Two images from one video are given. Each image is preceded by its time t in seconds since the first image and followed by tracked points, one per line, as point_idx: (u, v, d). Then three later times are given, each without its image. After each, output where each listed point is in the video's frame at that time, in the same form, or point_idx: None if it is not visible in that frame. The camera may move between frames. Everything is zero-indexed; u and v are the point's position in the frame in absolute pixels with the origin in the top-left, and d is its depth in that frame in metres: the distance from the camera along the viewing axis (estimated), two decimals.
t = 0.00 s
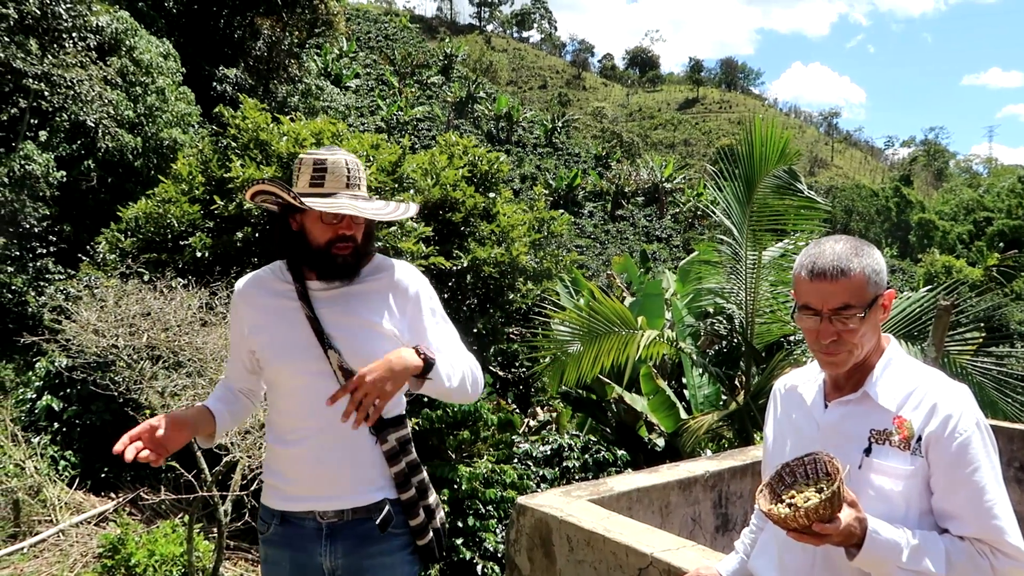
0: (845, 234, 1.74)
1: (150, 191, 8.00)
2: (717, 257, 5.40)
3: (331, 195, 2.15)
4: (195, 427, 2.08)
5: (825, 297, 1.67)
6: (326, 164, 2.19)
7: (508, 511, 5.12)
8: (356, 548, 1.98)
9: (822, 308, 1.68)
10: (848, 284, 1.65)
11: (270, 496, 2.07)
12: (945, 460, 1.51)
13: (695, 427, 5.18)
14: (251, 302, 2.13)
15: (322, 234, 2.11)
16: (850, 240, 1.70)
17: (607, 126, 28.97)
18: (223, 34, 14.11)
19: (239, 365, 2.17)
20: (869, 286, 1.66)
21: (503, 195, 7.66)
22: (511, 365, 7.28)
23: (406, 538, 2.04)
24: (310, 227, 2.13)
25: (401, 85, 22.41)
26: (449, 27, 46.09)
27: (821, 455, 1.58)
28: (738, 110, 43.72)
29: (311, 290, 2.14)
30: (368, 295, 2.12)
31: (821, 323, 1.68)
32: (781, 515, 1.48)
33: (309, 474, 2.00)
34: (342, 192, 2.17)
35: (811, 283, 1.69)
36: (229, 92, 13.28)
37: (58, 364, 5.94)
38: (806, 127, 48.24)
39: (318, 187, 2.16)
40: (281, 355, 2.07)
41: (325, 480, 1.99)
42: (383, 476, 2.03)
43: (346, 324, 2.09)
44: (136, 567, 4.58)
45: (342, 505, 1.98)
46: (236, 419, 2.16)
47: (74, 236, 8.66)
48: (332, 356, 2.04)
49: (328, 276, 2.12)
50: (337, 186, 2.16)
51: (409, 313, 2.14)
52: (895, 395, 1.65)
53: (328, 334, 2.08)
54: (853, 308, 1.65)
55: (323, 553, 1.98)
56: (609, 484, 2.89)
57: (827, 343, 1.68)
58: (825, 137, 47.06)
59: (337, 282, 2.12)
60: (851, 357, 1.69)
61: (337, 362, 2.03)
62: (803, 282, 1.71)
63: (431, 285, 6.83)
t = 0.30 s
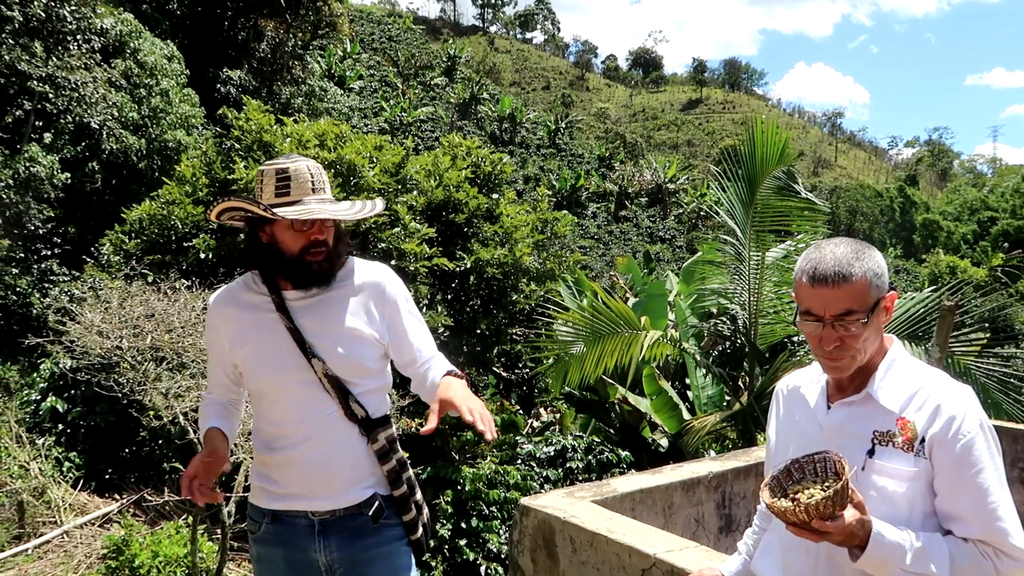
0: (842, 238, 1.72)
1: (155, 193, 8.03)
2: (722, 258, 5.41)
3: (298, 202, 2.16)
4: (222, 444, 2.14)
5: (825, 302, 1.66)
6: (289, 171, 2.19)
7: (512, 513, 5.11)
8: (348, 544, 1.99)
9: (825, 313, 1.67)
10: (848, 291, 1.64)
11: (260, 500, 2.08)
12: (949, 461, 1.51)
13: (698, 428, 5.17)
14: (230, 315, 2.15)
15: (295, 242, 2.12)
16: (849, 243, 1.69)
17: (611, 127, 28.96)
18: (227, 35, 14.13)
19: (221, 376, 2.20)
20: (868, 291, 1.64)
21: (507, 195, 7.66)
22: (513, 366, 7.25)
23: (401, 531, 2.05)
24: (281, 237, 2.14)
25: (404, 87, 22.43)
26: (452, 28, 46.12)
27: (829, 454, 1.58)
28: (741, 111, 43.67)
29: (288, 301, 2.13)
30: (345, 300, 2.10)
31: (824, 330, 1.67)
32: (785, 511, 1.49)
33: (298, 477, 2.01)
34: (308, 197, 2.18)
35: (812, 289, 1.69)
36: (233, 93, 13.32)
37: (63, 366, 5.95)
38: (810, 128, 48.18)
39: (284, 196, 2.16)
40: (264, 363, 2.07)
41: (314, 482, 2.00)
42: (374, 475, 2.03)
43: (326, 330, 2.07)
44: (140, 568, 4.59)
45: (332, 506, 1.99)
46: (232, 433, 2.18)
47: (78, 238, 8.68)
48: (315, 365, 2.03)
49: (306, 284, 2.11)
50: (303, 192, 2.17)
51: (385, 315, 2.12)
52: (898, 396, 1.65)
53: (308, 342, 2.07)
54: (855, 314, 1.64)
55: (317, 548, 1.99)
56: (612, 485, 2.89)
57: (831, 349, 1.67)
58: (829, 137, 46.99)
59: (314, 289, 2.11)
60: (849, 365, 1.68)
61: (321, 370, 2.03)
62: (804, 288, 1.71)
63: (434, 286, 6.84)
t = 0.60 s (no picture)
0: (842, 240, 1.71)
1: (157, 194, 8.03)
2: (722, 258, 5.42)
3: (297, 206, 2.16)
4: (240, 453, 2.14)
5: (824, 306, 1.66)
6: (286, 176, 2.20)
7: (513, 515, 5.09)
8: (356, 552, 1.98)
9: (824, 317, 1.66)
10: (848, 295, 1.64)
11: (268, 504, 2.08)
12: (950, 462, 1.50)
13: (700, 429, 5.17)
14: (238, 321, 2.16)
15: (296, 245, 2.12)
16: (848, 245, 1.69)
17: (612, 128, 28.97)
18: (229, 37, 14.14)
19: (230, 381, 2.21)
20: (869, 293, 1.64)
21: (509, 197, 7.67)
22: (515, 369, 7.08)
23: (408, 540, 2.05)
24: (283, 242, 2.14)
25: (406, 89, 22.47)
26: (455, 31, 46.17)
27: (839, 458, 1.57)
28: (743, 112, 43.68)
29: (296, 303, 2.13)
30: (352, 301, 2.11)
31: (824, 334, 1.66)
32: (786, 508, 1.50)
33: (306, 481, 2.01)
34: (307, 201, 2.19)
35: (811, 293, 1.68)
36: (236, 95, 13.34)
37: (65, 368, 5.95)
38: (812, 129, 48.16)
39: (283, 202, 2.17)
40: (272, 368, 2.07)
41: (324, 487, 1.99)
42: (383, 479, 2.03)
43: (334, 333, 2.07)
44: (141, 569, 4.59)
45: (340, 511, 1.98)
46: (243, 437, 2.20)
47: (81, 240, 8.69)
48: (325, 367, 2.03)
49: (313, 286, 2.11)
50: (301, 197, 2.17)
51: (394, 315, 2.13)
52: (899, 397, 1.64)
53: (317, 344, 2.06)
54: (855, 317, 1.64)
55: (324, 556, 1.98)
56: (613, 487, 2.89)
57: (831, 353, 1.66)
58: (831, 138, 46.96)
59: (321, 290, 2.12)
60: (852, 369, 1.68)
61: (331, 372, 2.03)
62: (803, 292, 1.70)
63: (436, 287, 6.84)
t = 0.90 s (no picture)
0: (840, 245, 1.71)
1: (159, 195, 8.04)
2: (723, 260, 5.36)
3: (336, 197, 2.14)
4: (267, 447, 2.13)
5: (826, 313, 1.65)
6: (328, 168, 2.18)
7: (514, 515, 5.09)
8: (374, 560, 1.96)
9: (826, 324, 1.65)
10: (850, 301, 1.63)
11: (287, 507, 2.06)
12: (954, 465, 1.49)
13: (701, 430, 5.16)
14: (264, 315, 2.15)
15: (331, 238, 2.12)
16: (846, 250, 1.68)
17: (614, 129, 28.96)
18: (230, 38, 14.16)
19: (256, 376, 2.19)
20: (870, 298, 1.63)
21: (510, 198, 7.67)
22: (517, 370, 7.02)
23: (427, 548, 2.01)
24: (319, 233, 2.13)
25: (408, 89, 22.48)
26: (456, 31, 46.20)
27: (854, 473, 1.56)
28: (745, 113, 43.69)
29: (325, 299, 2.13)
30: (381, 302, 2.10)
31: (826, 340, 1.65)
32: (788, 513, 1.51)
33: (325, 484, 1.99)
34: (346, 193, 2.16)
35: (810, 299, 1.67)
36: (237, 96, 13.35)
37: (65, 369, 5.96)
38: (813, 130, 48.14)
39: (322, 191, 2.16)
40: (297, 365, 2.06)
41: (343, 491, 1.97)
42: (403, 485, 2.01)
43: (362, 332, 2.06)
44: (142, 570, 4.59)
45: (358, 516, 1.96)
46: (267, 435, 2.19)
47: (82, 241, 8.70)
48: (348, 366, 2.03)
49: (345, 282, 2.10)
50: (341, 187, 2.16)
51: (424, 320, 2.12)
52: (902, 398, 1.63)
53: (342, 343, 2.06)
54: (858, 322, 1.63)
55: (340, 563, 1.97)
56: (614, 488, 2.88)
57: (835, 359, 1.65)
58: (833, 139, 46.93)
59: (351, 288, 2.12)
60: (858, 374, 1.67)
61: (354, 373, 2.02)
62: (803, 298, 1.69)
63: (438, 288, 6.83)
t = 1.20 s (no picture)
0: (838, 246, 1.70)
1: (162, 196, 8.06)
2: (725, 260, 5.32)
3: (378, 195, 2.12)
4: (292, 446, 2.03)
5: (829, 315, 1.63)
6: (372, 165, 2.16)
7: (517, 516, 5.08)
8: (395, 568, 1.94)
9: (830, 326, 1.64)
10: (853, 301, 1.62)
11: (311, 512, 2.04)
12: (961, 467, 1.48)
13: (704, 430, 5.14)
14: (291, 311, 2.12)
15: (372, 237, 2.10)
16: (846, 250, 1.67)
17: (617, 128, 28.94)
18: (233, 39, 14.18)
19: (281, 374, 2.16)
20: (871, 298, 1.63)
21: (512, 198, 7.68)
22: (519, 371, 6.98)
23: (451, 557, 1.99)
24: (360, 231, 2.11)
25: (411, 89, 22.49)
26: (459, 31, 46.21)
27: (869, 486, 1.53)
28: (748, 113, 43.65)
29: (356, 299, 2.11)
30: (414, 307, 2.08)
31: (830, 343, 1.64)
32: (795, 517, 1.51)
33: (350, 489, 1.97)
34: (388, 192, 2.14)
35: (812, 301, 1.66)
36: (240, 97, 13.37)
37: (68, 369, 5.97)
38: (817, 130, 48.06)
39: (365, 188, 2.13)
40: (323, 365, 2.04)
41: (366, 497, 1.95)
42: (426, 493, 1.98)
43: (395, 335, 2.04)
44: (145, 571, 4.59)
45: (380, 524, 1.94)
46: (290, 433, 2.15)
47: (86, 241, 8.72)
48: (376, 369, 2.01)
49: (382, 282, 2.08)
50: (384, 185, 2.13)
51: (457, 330, 2.10)
52: (906, 400, 1.62)
53: (371, 345, 2.03)
54: (861, 323, 1.62)
55: (362, 571, 1.95)
56: (617, 490, 2.87)
57: (840, 361, 1.64)
58: (836, 138, 46.86)
59: (385, 289, 2.10)
60: (863, 375, 1.66)
61: (381, 376, 2.00)
62: (805, 301, 1.68)
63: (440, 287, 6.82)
